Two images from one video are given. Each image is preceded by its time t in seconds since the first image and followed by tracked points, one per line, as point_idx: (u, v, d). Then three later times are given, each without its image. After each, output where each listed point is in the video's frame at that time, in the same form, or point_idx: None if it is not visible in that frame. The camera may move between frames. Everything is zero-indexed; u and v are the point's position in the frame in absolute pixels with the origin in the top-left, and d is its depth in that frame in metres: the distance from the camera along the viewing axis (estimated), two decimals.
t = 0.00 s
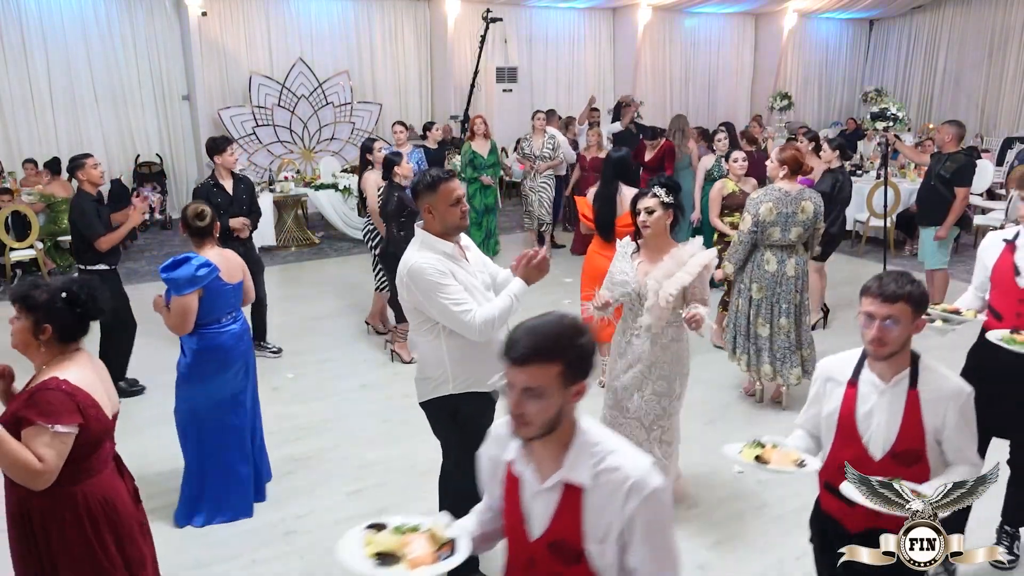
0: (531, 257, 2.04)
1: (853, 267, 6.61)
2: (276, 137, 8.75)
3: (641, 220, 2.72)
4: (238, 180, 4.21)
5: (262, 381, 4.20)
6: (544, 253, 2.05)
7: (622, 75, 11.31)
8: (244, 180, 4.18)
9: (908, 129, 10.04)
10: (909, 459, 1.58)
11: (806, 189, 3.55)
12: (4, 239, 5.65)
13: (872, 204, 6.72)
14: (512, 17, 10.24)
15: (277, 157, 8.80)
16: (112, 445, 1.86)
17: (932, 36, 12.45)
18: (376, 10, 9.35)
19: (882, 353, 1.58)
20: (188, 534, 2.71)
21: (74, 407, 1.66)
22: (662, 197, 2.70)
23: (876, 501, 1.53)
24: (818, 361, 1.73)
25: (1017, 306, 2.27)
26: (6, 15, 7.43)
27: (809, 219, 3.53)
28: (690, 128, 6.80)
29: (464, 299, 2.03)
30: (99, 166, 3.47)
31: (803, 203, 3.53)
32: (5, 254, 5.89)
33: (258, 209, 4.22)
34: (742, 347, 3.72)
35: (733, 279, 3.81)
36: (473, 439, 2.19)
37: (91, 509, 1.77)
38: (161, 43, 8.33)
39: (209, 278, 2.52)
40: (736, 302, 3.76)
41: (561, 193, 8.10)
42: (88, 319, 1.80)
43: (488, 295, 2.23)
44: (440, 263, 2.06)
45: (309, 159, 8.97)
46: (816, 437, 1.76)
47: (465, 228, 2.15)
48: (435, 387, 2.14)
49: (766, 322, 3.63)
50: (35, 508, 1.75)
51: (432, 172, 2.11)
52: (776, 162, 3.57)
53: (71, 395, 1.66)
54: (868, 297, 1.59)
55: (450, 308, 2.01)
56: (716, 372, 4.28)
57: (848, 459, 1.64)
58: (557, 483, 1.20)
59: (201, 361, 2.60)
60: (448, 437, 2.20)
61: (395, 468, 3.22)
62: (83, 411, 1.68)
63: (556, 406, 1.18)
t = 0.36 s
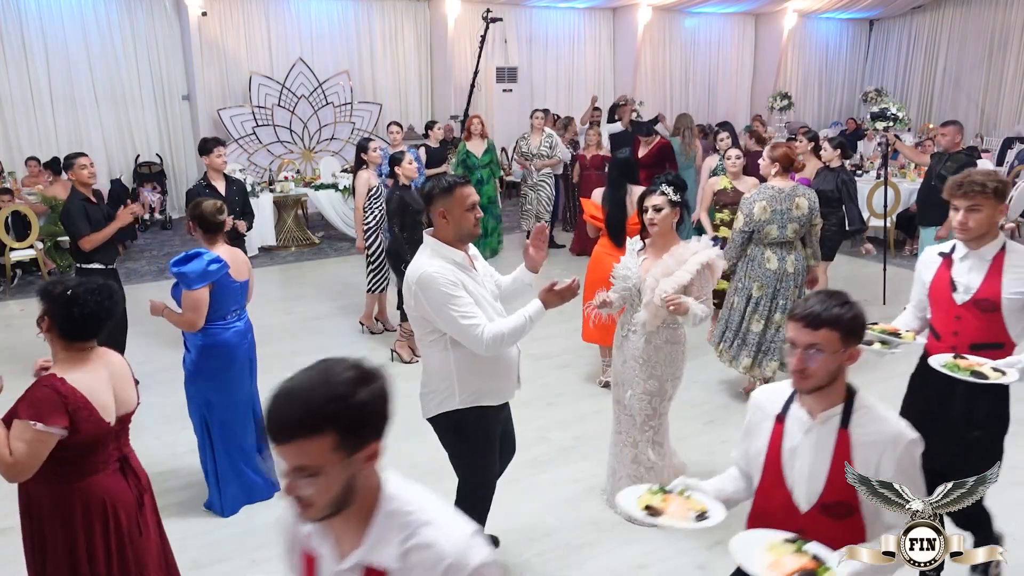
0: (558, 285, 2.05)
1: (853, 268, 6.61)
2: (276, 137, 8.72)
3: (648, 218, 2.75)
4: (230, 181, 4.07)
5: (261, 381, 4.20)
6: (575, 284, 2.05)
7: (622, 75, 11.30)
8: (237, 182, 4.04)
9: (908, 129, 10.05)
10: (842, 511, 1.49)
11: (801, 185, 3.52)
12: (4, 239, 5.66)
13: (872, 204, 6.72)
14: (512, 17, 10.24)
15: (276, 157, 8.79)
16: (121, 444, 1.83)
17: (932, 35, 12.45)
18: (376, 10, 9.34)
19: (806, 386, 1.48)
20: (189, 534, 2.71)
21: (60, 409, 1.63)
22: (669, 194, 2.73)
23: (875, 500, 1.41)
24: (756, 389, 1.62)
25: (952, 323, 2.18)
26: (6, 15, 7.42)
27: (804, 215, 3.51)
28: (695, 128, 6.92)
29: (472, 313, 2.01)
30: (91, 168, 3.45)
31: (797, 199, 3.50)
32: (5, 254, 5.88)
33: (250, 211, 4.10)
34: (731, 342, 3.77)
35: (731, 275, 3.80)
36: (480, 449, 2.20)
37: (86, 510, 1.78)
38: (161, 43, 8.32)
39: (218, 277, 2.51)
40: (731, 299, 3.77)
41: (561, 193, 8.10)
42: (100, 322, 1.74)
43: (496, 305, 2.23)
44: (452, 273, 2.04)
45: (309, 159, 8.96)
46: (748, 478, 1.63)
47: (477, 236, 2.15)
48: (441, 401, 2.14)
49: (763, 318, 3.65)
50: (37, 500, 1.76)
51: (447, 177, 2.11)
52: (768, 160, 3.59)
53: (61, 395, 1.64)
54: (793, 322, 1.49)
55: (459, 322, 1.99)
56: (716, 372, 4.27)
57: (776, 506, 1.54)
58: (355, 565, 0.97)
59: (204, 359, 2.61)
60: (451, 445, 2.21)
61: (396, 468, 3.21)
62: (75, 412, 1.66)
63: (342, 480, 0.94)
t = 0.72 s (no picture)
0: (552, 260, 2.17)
1: (854, 268, 6.62)
2: (276, 137, 8.74)
3: (652, 218, 2.78)
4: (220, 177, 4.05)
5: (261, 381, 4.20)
6: (566, 258, 2.15)
7: (623, 76, 11.30)
8: (227, 177, 4.03)
9: (908, 129, 10.05)
10: None
11: (800, 186, 3.56)
12: (5, 239, 5.67)
13: (872, 204, 6.71)
14: (512, 17, 10.24)
15: (277, 157, 8.80)
16: (129, 443, 1.80)
17: (932, 36, 12.45)
18: (376, 9, 9.34)
19: (667, 444, 1.25)
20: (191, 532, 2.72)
21: (42, 406, 1.65)
22: (676, 197, 2.76)
23: (877, 498, 1.94)
24: (618, 441, 1.39)
25: (883, 352, 1.92)
26: (6, 15, 7.42)
27: (805, 215, 3.55)
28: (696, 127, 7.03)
29: (490, 300, 2.01)
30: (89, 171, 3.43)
31: (798, 200, 3.54)
32: (5, 254, 5.89)
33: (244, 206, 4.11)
34: (737, 344, 3.72)
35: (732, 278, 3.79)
36: (482, 451, 2.21)
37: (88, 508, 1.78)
38: (161, 43, 8.32)
39: (225, 275, 2.49)
40: (734, 300, 3.74)
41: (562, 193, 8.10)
42: (97, 322, 1.70)
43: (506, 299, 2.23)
44: (464, 266, 2.04)
45: (309, 159, 8.97)
46: (614, 539, 1.39)
47: (484, 230, 2.16)
48: (453, 397, 2.14)
49: (766, 319, 3.66)
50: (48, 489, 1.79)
51: (455, 171, 2.11)
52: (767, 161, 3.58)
53: (44, 391, 1.65)
54: (651, 371, 1.27)
55: (476, 312, 1.99)
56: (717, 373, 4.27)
57: None
58: None
59: (214, 360, 2.60)
60: (457, 445, 2.21)
61: (395, 468, 3.22)
62: (58, 407, 1.66)
63: None
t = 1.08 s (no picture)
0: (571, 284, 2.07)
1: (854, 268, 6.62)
2: (276, 137, 8.77)
3: (656, 215, 2.77)
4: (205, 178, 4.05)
5: (262, 381, 4.20)
6: (585, 282, 2.08)
7: (623, 76, 11.29)
8: (213, 179, 4.03)
9: (907, 129, 10.05)
10: None
11: (813, 185, 3.50)
12: (5, 239, 5.68)
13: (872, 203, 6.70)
14: (512, 17, 10.24)
15: (276, 157, 8.83)
16: (112, 440, 1.81)
17: (932, 36, 12.45)
18: (376, 8, 9.33)
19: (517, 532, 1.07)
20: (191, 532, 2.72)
21: (24, 394, 1.69)
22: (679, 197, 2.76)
23: (877, 499, 1.67)
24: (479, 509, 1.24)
25: (809, 376, 1.79)
26: (6, 16, 7.43)
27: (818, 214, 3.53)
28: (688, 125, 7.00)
29: (494, 309, 2.01)
30: (90, 170, 3.44)
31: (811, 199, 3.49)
32: (5, 254, 5.89)
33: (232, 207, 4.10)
34: (750, 341, 3.86)
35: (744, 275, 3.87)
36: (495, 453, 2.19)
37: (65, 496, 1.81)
38: (161, 43, 8.32)
39: (224, 275, 2.52)
40: (747, 298, 3.85)
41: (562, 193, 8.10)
42: (86, 319, 1.70)
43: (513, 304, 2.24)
44: (474, 270, 2.04)
45: (309, 159, 9.00)
46: None
47: (494, 234, 2.17)
48: (464, 399, 2.14)
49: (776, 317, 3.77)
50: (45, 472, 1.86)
51: (465, 176, 2.13)
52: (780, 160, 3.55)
53: (26, 381, 1.69)
54: (496, 446, 1.09)
55: (484, 316, 1.98)
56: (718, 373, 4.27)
57: None
58: None
59: (211, 365, 2.59)
60: (469, 449, 2.19)
61: (396, 468, 3.22)
62: (35, 398, 1.70)
63: None
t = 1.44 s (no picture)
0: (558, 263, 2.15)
1: (853, 268, 6.62)
2: (276, 137, 8.78)
3: (656, 215, 2.76)
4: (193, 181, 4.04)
5: (262, 381, 4.20)
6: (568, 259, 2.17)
7: (623, 76, 11.28)
8: (200, 181, 4.01)
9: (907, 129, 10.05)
10: None
11: (829, 183, 3.53)
12: (5, 239, 5.68)
13: (872, 203, 6.70)
14: (512, 17, 10.23)
15: (276, 157, 8.85)
16: (90, 438, 1.83)
17: (932, 35, 12.45)
18: (376, 9, 9.34)
19: None
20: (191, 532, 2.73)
21: (7, 386, 1.73)
22: (682, 196, 2.74)
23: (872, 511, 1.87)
24: None
25: (701, 415, 1.59)
26: (6, 17, 7.43)
27: (836, 211, 3.55)
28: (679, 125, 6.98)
29: (505, 298, 2.03)
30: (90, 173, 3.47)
31: (828, 197, 3.51)
32: (5, 255, 5.89)
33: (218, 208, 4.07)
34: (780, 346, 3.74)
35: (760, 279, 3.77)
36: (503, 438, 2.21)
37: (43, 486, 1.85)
38: (161, 43, 8.32)
39: (213, 284, 2.52)
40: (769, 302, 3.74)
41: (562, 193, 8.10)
42: (67, 314, 1.72)
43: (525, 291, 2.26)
44: (485, 261, 2.06)
45: (309, 159, 9.02)
46: None
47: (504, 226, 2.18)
48: (476, 387, 2.15)
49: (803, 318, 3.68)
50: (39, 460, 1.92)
51: (473, 169, 2.13)
52: (794, 160, 3.56)
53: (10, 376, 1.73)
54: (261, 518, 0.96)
55: (497, 305, 2.01)
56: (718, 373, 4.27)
57: None
58: None
59: (197, 369, 2.53)
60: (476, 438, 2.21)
61: (396, 468, 3.22)
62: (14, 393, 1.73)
63: None
